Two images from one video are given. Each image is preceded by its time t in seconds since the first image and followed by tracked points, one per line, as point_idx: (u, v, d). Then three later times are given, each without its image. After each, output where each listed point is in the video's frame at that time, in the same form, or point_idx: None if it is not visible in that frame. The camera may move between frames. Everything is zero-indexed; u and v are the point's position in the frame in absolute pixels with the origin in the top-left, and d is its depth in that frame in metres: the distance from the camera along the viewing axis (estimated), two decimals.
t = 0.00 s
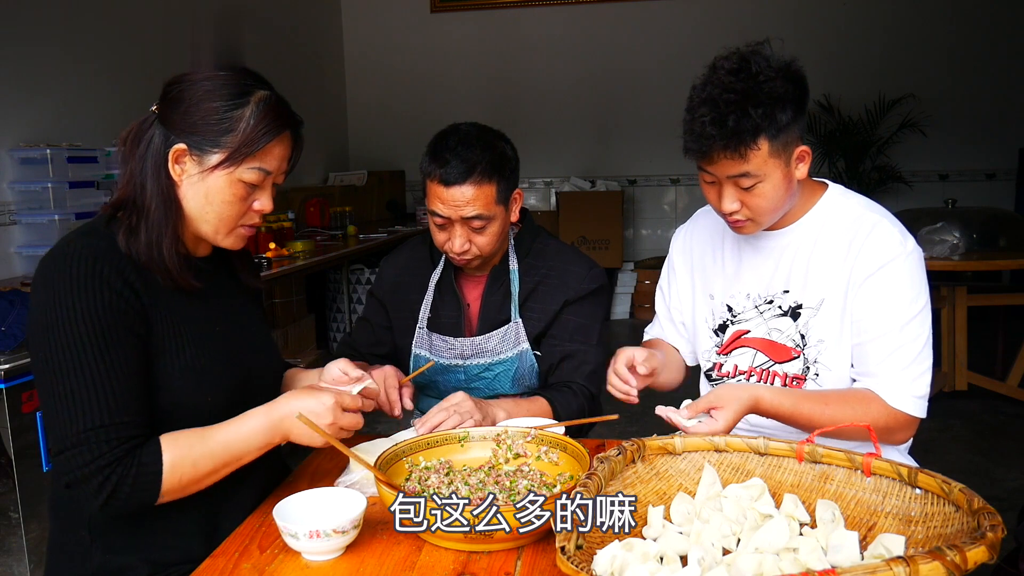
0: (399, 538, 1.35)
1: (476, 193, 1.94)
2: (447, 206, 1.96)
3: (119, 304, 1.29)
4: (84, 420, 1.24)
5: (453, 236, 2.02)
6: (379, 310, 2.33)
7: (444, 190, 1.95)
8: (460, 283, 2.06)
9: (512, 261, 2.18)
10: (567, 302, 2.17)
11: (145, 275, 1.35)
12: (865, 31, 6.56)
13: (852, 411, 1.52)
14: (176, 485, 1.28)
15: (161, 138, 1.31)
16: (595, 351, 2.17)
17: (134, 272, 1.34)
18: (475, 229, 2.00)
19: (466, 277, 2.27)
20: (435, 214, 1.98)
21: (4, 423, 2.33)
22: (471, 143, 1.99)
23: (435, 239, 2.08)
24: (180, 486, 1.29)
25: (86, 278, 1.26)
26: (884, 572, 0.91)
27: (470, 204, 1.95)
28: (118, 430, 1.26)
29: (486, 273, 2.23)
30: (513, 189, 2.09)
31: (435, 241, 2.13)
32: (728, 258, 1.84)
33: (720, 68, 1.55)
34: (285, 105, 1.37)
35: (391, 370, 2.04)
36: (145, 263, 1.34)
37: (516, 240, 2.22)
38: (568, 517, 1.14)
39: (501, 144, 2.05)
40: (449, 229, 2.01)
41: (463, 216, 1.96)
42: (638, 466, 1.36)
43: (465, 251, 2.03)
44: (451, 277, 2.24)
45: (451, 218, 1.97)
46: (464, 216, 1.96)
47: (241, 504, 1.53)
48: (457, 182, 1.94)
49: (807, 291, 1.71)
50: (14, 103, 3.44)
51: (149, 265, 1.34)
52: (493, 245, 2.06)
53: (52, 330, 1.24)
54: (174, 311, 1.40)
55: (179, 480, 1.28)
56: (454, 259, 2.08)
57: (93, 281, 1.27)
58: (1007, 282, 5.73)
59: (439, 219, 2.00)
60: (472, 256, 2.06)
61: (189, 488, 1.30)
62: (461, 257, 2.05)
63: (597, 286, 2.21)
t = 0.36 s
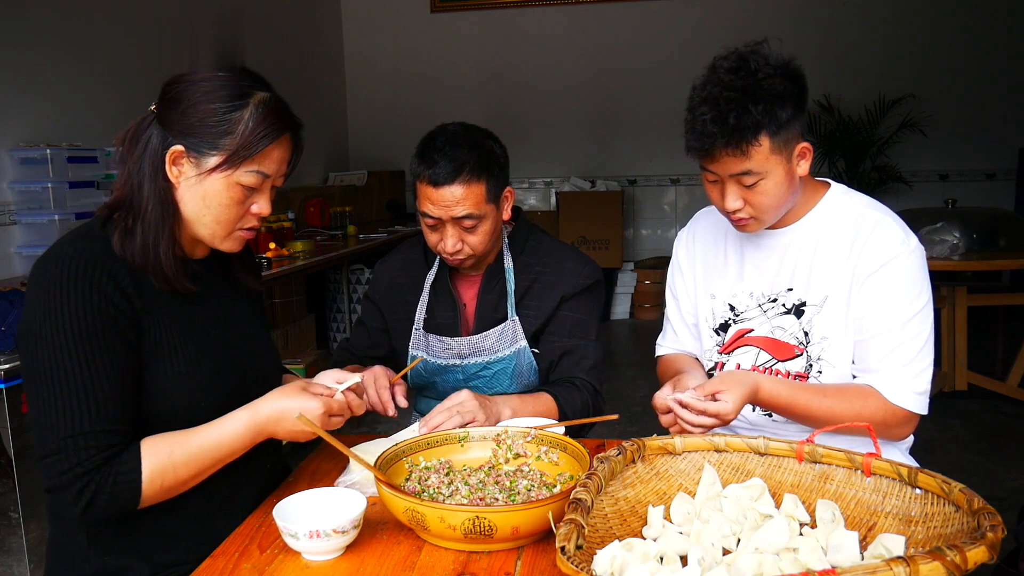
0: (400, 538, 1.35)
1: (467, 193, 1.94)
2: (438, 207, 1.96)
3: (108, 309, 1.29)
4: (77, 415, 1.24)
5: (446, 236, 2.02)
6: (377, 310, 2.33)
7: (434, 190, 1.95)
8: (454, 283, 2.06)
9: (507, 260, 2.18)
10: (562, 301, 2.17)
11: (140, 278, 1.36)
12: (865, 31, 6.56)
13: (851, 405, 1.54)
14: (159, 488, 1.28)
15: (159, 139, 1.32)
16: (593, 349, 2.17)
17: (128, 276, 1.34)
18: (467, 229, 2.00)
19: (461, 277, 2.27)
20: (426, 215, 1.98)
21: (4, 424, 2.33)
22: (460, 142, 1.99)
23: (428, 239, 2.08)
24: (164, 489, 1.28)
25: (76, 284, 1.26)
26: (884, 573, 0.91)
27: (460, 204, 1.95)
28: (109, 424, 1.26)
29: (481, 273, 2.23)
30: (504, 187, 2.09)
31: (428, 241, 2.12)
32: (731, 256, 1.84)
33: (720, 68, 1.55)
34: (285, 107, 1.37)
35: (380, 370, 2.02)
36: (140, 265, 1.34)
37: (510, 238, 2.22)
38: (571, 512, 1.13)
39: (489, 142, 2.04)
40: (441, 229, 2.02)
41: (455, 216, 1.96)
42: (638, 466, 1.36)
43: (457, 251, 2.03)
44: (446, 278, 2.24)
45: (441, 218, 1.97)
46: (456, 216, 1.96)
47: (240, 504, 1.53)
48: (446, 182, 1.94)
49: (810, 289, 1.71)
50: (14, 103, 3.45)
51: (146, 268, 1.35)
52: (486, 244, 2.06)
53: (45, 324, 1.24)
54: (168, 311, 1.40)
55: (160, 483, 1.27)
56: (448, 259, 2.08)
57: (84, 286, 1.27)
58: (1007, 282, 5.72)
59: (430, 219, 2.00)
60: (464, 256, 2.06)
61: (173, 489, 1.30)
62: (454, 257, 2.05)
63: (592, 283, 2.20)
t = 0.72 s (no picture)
0: (400, 538, 1.35)
1: (464, 193, 1.94)
2: (436, 207, 1.96)
3: (110, 312, 1.28)
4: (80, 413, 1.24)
5: (444, 236, 2.02)
6: (377, 309, 2.33)
7: (430, 190, 1.95)
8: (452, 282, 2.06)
9: (507, 259, 2.18)
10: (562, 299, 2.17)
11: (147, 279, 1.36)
12: (865, 31, 6.56)
13: (860, 406, 1.54)
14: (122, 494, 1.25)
15: (170, 139, 1.32)
16: (592, 347, 2.16)
17: (133, 276, 1.34)
18: (464, 228, 2.00)
19: (460, 276, 2.27)
20: (423, 215, 1.99)
21: (4, 423, 2.33)
22: (456, 142, 1.99)
23: (427, 239, 2.09)
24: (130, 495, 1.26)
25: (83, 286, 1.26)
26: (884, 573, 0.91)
27: (457, 204, 1.94)
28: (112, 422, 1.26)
29: (481, 271, 2.22)
30: (501, 185, 2.09)
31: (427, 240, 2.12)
32: (734, 255, 1.84)
33: (723, 69, 1.55)
34: (296, 109, 1.37)
35: (378, 371, 2.01)
36: (149, 266, 1.34)
37: (509, 236, 2.22)
38: (571, 512, 1.13)
39: (486, 142, 2.04)
40: (439, 229, 2.02)
41: (451, 216, 1.96)
42: (638, 466, 1.36)
43: (456, 250, 2.04)
44: (446, 276, 2.24)
45: (439, 218, 1.97)
46: (452, 216, 1.96)
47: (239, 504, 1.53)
48: (443, 182, 1.93)
49: (814, 287, 1.71)
50: (14, 103, 3.45)
51: (154, 269, 1.35)
52: (484, 243, 2.06)
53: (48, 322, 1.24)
54: (173, 311, 1.41)
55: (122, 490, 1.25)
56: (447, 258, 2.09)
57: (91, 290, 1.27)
58: (1007, 282, 5.73)
59: (427, 220, 2.00)
60: (463, 255, 2.06)
61: (138, 497, 1.28)
62: (453, 256, 2.06)
63: (592, 281, 2.20)
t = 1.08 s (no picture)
0: (399, 537, 1.35)
1: (464, 194, 1.94)
2: (436, 208, 1.96)
3: (118, 311, 1.28)
4: (83, 413, 1.23)
5: (444, 236, 2.02)
6: (377, 308, 2.33)
7: (430, 191, 1.95)
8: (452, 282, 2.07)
9: (508, 258, 2.18)
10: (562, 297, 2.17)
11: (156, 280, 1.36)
12: (865, 31, 6.56)
13: (872, 394, 1.49)
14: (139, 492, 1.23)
15: (183, 140, 1.31)
16: (592, 347, 2.16)
17: (144, 275, 1.34)
18: (464, 228, 2.00)
19: (461, 275, 2.27)
20: (423, 216, 1.99)
21: (4, 423, 2.33)
22: (456, 142, 1.99)
23: (427, 239, 2.09)
24: (146, 495, 1.23)
25: (92, 284, 1.26)
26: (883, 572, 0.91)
27: (456, 204, 1.94)
28: (116, 422, 1.26)
29: (482, 270, 2.22)
30: (501, 185, 2.09)
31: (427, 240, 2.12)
32: (735, 253, 1.84)
33: (726, 70, 1.55)
34: (309, 110, 1.37)
35: (381, 372, 2.00)
36: (158, 267, 1.34)
37: (510, 236, 2.22)
38: (571, 512, 1.13)
39: (484, 142, 2.04)
40: (438, 229, 2.02)
41: (451, 217, 1.96)
42: (639, 466, 1.36)
43: (456, 250, 2.04)
44: (447, 276, 2.24)
45: (438, 218, 1.98)
46: (452, 216, 1.96)
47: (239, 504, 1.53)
48: (443, 182, 1.93)
49: (816, 285, 1.71)
50: (14, 103, 3.45)
51: (165, 271, 1.35)
52: (484, 243, 2.06)
53: (57, 320, 1.24)
54: (180, 312, 1.41)
55: (140, 488, 1.22)
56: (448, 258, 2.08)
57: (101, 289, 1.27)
58: (1007, 282, 5.72)
59: (427, 220, 2.00)
60: (463, 255, 2.06)
61: (158, 499, 1.25)
62: (454, 256, 2.06)
63: (592, 281, 2.20)
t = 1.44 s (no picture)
0: (399, 537, 1.35)
1: (465, 195, 1.95)
2: (436, 209, 1.97)
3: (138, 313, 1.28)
4: (99, 414, 1.23)
5: (443, 238, 2.02)
6: (377, 308, 2.33)
7: (431, 193, 1.95)
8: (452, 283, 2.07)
9: (507, 259, 2.18)
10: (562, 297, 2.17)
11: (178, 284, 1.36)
12: (865, 31, 6.56)
13: (875, 392, 1.49)
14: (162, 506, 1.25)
15: (209, 145, 1.31)
16: (592, 347, 2.16)
17: (166, 280, 1.34)
18: (464, 230, 2.00)
19: (461, 275, 2.27)
20: (422, 217, 2.00)
21: (4, 423, 2.33)
22: (456, 144, 1.98)
23: (427, 240, 2.09)
24: (168, 509, 1.25)
25: (106, 285, 1.26)
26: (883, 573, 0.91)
27: (457, 205, 1.95)
28: (130, 425, 1.26)
29: (482, 271, 2.23)
30: (501, 185, 2.09)
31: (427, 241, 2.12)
32: (734, 254, 1.84)
33: (728, 72, 1.54)
34: (336, 119, 1.37)
35: (384, 378, 2.00)
36: (181, 270, 1.34)
37: (510, 236, 2.22)
38: (571, 512, 1.13)
39: (484, 143, 2.04)
40: (438, 231, 2.03)
41: (451, 218, 1.96)
42: (638, 466, 1.36)
43: (456, 252, 2.04)
44: (447, 276, 2.24)
45: (437, 220, 1.98)
46: (451, 218, 1.96)
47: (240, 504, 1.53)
48: (443, 184, 1.93)
49: (816, 285, 1.71)
50: (14, 103, 3.44)
51: (186, 275, 1.35)
52: (484, 244, 2.06)
53: (73, 322, 1.24)
54: (201, 316, 1.40)
55: (163, 502, 1.24)
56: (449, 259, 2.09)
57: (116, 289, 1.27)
58: (1007, 282, 5.73)
59: (427, 221, 2.00)
60: (463, 256, 2.07)
61: (177, 513, 1.27)
62: (454, 257, 2.06)
63: (592, 281, 2.20)
